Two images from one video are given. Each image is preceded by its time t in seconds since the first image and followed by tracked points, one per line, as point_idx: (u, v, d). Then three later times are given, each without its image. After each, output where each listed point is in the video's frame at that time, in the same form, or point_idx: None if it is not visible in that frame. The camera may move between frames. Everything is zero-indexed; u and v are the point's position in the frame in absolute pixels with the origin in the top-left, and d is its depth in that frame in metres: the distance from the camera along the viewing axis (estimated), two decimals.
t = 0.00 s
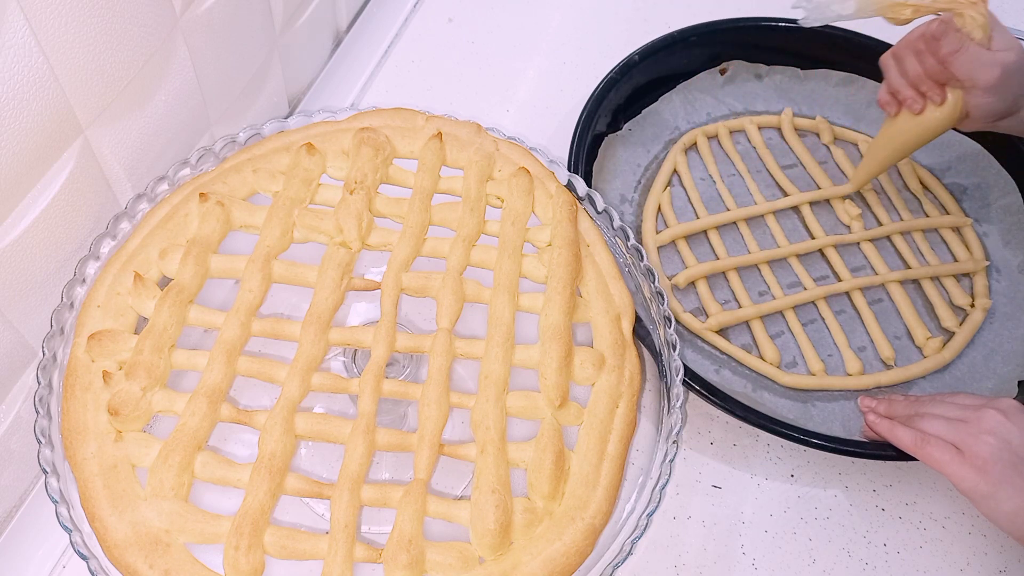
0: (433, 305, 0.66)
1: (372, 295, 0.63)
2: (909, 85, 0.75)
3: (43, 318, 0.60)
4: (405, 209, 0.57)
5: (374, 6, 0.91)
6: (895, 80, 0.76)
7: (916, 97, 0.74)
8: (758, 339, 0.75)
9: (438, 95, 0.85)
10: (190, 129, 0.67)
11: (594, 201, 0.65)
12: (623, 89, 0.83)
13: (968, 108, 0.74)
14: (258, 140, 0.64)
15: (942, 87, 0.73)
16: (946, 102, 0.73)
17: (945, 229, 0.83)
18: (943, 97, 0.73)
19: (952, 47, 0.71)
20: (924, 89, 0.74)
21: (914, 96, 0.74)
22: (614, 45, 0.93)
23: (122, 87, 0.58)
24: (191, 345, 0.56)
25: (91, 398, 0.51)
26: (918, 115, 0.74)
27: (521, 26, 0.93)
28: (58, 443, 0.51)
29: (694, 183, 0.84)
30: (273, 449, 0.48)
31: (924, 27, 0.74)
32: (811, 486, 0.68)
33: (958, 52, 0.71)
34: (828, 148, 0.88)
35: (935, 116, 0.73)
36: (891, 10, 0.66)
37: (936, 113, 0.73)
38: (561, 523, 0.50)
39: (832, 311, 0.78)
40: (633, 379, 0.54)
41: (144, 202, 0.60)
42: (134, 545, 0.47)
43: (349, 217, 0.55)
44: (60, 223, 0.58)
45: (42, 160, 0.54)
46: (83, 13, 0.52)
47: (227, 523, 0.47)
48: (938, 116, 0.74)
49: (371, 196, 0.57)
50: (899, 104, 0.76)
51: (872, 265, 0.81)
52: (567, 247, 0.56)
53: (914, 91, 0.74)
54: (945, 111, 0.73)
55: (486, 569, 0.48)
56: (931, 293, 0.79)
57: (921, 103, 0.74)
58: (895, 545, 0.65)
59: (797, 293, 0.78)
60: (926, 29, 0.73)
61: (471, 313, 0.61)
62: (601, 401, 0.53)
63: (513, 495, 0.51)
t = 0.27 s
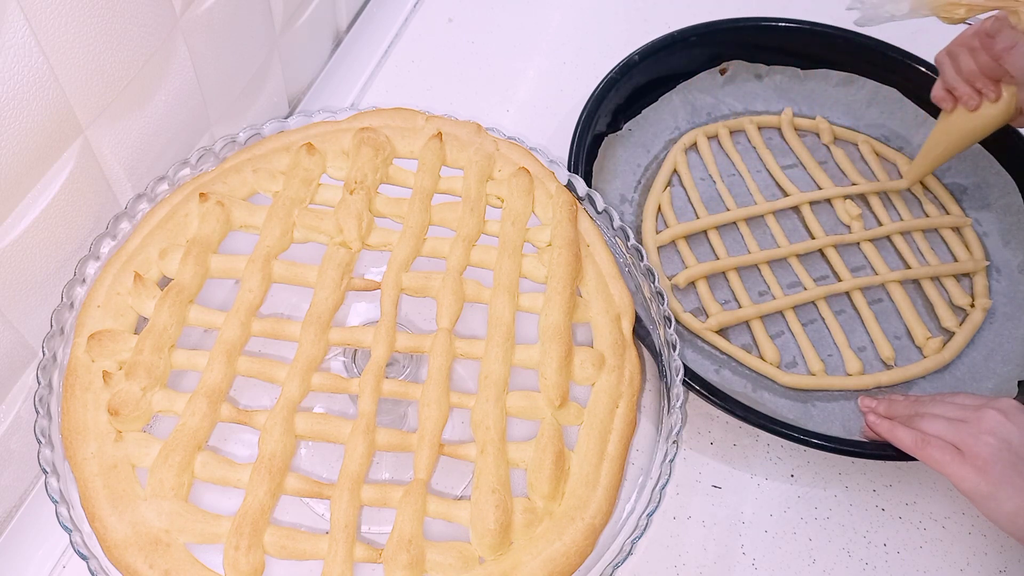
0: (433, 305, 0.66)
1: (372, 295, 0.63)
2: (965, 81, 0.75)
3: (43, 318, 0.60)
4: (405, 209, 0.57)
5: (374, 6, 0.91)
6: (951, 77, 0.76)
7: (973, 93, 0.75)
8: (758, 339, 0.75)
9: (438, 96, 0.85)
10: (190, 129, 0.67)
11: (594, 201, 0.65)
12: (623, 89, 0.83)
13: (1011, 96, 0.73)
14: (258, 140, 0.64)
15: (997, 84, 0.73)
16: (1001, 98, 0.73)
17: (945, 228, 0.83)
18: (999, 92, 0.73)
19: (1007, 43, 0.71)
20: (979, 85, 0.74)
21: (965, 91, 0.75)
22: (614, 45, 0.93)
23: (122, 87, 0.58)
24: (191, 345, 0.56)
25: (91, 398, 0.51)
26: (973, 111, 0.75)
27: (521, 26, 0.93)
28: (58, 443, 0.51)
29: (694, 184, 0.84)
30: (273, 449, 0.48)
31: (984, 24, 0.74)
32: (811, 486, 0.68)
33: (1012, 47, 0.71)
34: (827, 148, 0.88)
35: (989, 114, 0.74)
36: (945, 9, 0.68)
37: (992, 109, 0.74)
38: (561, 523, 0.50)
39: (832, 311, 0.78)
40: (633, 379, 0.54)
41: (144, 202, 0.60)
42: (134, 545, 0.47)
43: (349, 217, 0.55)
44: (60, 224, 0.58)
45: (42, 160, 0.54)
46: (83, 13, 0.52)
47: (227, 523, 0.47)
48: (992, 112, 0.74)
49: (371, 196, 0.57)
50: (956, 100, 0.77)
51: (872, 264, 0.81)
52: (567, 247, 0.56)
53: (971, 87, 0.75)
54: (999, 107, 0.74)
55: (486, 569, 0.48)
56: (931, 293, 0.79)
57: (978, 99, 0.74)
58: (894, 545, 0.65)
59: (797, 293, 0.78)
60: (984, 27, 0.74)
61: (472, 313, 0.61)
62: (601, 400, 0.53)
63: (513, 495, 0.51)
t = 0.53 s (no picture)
0: (433, 305, 0.66)
1: (372, 295, 0.63)
2: (998, 82, 0.76)
3: (43, 318, 0.60)
4: (405, 209, 0.57)
5: (374, 6, 0.91)
6: (984, 78, 0.77)
7: None
8: (758, 339, 0.75)
9: (438, 96, 0.85)
10: (190, 129, 0.67)
11: (594, 201, 0.65)
12: (623, 89, 0.83)
13: None
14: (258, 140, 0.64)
15: None
16: None
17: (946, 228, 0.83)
18: None
19: None
20: (1013, 87, 0.75)
21: None
22: (614, 45, 0.93)
23: (122, 87, 0.58)
24: (191, 345, 0.56)
25: (91, 398, 0.51)
26: (1006, 112, 0.75)
27: (521, 26, 0.93)
28: (58, 443, 0.51)
29: (694, 184, 0.84)
30: (273, 449, 0.48)
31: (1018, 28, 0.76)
32: (811, 486, 0.68)
33: None
34: (827, 148, 0.88)
35: None
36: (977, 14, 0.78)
37: None
38: (561, 523, 0.50)
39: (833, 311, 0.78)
40: (633, 379, 0.54)
41: (144, 202, 0.60)
42: (134, 545, 0.47)
43: (349, 217, 0.55)
44: (60, 224, 0.58)
45: (42, 160, 0.54)
46: (83, 13, 0.52)
47: (227, 523, 0.47)
48: None
49: (371, 196, 0.57)
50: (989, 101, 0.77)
51: (872, 265, 0.81)
52: (567, 247, 0.56)
53: None
54: None
55: (486, 569, 0.48)
56: (931, 293, 0.79)
57: None
58: (895, 545, 0.65)
59: (797, 293, 0.78)
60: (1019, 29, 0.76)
61: (471, 313, 0.61)
62: (601, 400, 0.53)
63: (513, 495, 0.51)
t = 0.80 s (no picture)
0: (433, 305, 0.66)
1: (372, 295, 0.63)
2: None
3: (43, 318, 0.60)
4: (405, 209, 0.57)
5: (374, 6, 0.91)
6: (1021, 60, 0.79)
7: None
8: (758, 339, 0.75)
9: (438, 95, 0.85)
10: (190, 129, 0.67)
11: (594, 201, 0.65)
12: (623, 89, 0.83)
13: None
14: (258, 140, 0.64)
15: None
16: None
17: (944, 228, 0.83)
18: None
19: None
20: None
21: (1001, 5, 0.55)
22: (614, 44, 0.93)
23: (122, 87, 0.58)
24: (191, 345, 0.56)
25: (91, 398, 0.51)
26: None
27: (521, 26, 0.93)
28: (58, 443, 0.51)
29: (694, 184, 0.84)
30: (273, 449, 0.48)
31: None
32: (811, 486, 0.68)
33: None
34: (827, 148, 0.88)
35: None
36: None
37: None
38: (560, 523, 0.50)
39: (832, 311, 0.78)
40: (633, 379, 0.54)
41: (144, 202, 0.60)
42: (134, 545, 0.47)
43: (349, 217, 0.55)
44: (61, 223, 0.58)
45: (42, 160, 0.54)
46: (83, 13, 0.52)
47: (227, 523, 0.47)
48: None
49: (371, 196, 0.57)
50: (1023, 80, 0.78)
51: (872, 265, 0.81)
52: (567, 247, 0.56)
53: None
54: None
55: (486, 569, 0.48)
56: (931, 293, 0.79)
57: None
58: (895, 545, 0.65)
59: (797, 293, 0.78)
60: None
61: (471, 313, 0.61)
62: (601, 400, 0.53)
63: (513, 495, 0.51)
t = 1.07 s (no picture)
0: (433, 305, 0.66)
1: (372, 295, 0.63)
2: None
3: (43, 318, 0.60)
4: (405, 209, 0.57)
5: (374, 6, 0.91)
6: None
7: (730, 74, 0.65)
8: (758, 339, 0.75)
9: (438, 95, 0.85)
10: (190, 129, 0.67)
11: (594, 201, 0.65)
12: (623, 90, 0.83)
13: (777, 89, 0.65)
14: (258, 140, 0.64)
15: None
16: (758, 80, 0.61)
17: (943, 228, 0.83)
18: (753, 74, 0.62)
19: (762, 13, 0.63)
20: None
21: (723, 78, 0.65)
22: (614, 44, 0.93)
23: (122, 87, 0.58)
24: (191, 345, 0.56)
25: (91, 398, 0.51)
26: None
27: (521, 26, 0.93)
28: (58, 443, 0.51)
29: (694, 184, 0.84)
30: (273, 449, 0.48)
31: None
32: (811, 486, 0.68)
33: (767, 18, 0.63)
34: (827, 148, 0.88)
35: None
36: None
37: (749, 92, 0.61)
38: (560, 523, 0.50)
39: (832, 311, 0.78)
40: (633, 379, 0.54)
41: (144, 202, 0.60)
42: (134, 545, 0.47)
43: (349, 216, 0.55)
44: (61, 223, 0.58)
45: (43, 160, 0.54)
46: (83, 13, 0.52)
47: (227, 523, 0.47)
48: (748, 94, 0.61)
49: (371, 196, 0.57)
50: None
51: (872, 265, 0.81)
52: (567, 247, 0.56)
53: (730, 69, 0.66)
54: (756, 89, 0.61)
55: (486, 569, 0.48)
56: (931, 293, 0.79)
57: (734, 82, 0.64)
58: (895, 545, 0.65)
59: (797, 293, 0.78)
60: None
61: (471, 313, 0.61)
62: (601, 400, 0.53)
63: (513, 495, 0.51)
